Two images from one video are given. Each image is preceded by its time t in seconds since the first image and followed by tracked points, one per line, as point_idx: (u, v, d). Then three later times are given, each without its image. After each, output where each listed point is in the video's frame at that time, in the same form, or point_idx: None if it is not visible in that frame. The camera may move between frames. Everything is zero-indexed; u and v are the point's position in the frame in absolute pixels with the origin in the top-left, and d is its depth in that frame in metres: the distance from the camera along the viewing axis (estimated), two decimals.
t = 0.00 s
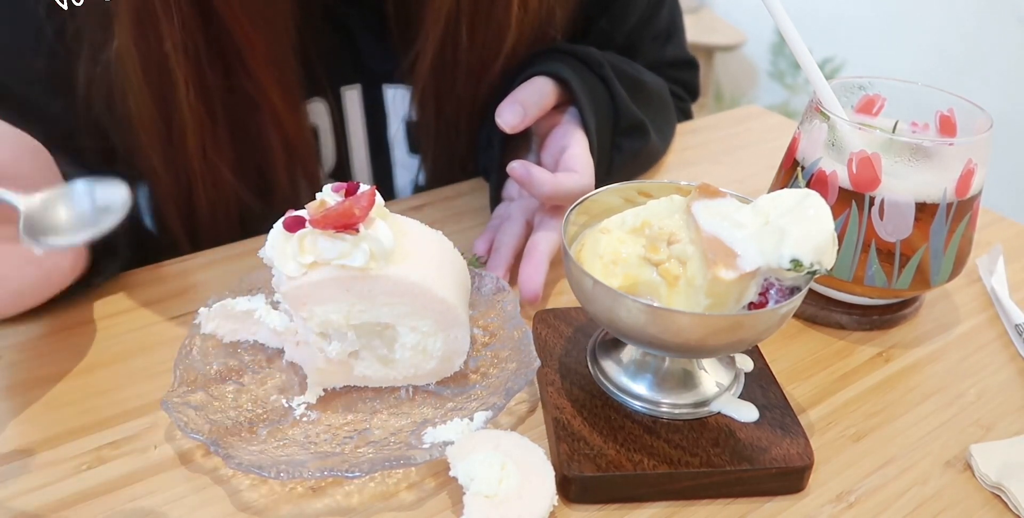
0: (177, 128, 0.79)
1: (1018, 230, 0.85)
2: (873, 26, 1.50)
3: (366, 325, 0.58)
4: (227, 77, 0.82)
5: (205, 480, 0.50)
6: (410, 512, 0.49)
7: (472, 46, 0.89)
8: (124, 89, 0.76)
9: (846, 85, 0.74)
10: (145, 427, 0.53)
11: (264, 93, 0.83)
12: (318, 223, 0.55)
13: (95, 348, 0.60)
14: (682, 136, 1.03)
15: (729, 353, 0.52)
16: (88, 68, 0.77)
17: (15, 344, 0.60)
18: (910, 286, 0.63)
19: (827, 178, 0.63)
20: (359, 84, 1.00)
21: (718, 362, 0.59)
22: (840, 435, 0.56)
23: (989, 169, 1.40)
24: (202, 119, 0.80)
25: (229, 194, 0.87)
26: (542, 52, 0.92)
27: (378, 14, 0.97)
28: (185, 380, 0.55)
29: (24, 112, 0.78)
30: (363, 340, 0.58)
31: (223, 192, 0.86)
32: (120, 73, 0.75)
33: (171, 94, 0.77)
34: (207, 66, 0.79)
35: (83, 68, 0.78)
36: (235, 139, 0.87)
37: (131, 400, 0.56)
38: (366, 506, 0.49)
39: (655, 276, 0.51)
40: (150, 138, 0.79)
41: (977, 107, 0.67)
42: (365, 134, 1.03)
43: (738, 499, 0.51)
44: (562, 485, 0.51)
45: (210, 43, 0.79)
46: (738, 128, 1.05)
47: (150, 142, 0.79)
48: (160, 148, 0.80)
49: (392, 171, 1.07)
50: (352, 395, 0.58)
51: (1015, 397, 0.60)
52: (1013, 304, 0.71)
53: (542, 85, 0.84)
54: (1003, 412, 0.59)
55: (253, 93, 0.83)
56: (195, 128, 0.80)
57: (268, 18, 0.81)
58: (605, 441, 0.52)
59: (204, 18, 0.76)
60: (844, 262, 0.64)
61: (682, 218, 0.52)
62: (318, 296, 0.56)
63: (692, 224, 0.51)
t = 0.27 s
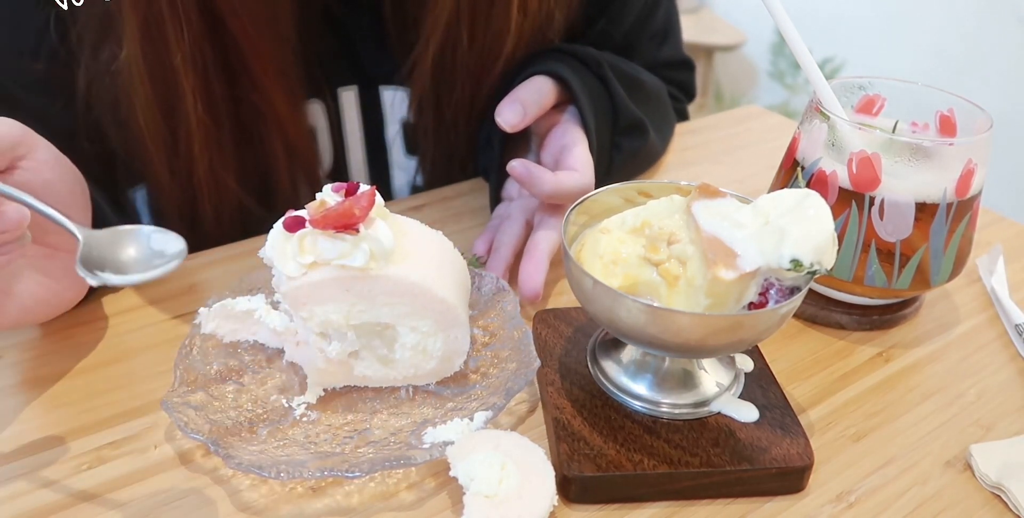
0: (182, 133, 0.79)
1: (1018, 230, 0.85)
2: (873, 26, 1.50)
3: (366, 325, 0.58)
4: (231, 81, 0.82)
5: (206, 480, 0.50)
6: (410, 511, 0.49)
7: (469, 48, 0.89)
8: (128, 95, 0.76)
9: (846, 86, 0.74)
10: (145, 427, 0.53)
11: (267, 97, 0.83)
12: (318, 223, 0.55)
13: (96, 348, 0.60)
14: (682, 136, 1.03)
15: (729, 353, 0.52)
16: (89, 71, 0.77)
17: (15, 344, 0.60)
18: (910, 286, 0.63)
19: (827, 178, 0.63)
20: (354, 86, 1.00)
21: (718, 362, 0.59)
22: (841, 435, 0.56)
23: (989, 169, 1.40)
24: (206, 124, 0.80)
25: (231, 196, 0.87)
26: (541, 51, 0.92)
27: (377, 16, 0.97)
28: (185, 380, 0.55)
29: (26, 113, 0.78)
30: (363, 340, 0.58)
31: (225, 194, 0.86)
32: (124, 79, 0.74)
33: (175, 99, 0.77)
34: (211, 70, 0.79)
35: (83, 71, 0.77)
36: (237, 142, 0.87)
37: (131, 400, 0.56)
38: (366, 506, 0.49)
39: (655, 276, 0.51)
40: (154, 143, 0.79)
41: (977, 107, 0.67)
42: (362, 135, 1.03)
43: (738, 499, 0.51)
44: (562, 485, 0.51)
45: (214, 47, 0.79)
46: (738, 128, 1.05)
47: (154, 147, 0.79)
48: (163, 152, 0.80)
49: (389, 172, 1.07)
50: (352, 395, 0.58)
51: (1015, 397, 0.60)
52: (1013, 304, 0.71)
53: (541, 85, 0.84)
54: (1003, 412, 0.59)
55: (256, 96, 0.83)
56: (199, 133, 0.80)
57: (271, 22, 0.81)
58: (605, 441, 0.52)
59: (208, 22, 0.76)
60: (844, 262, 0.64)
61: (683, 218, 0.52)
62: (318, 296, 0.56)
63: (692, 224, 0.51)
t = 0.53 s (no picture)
0: (186, 135, 0.79)
1: (1018, 230, 0.85)
2: (873, 25, 1.50)
3: (366, 325, 0.58)
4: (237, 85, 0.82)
5: (206, 480, 0.50)
6: (410, 511, 0.49)
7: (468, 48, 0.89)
8: (132, 96, 0.76)
9: (846, 86, 0.74)
10: (145, 427, 0.53)
11: (271, 98, 0.83)
12: (318, 223, 0.55)
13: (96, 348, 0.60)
14: (682, 136, 1.03)
15: (729, 353, 0.52)
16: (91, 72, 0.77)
17: (15, 345, 0.60)
18: (910, 286, 0.63)
19: (827, 178, 0.63)
20: (354, 85, 1.01)
21: (718, 362, 0.59)
22: (841, 435, 0.56)
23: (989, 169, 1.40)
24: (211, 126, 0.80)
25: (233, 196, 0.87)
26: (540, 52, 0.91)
27: (377, 16, 0.97)
28: (185, 380, 0.55)
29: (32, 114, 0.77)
30: (363, 340, 0.58)
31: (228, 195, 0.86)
32: (129, 81, 0.74)
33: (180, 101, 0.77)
34: (216, 72, 0.79)
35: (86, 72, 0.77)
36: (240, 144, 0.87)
37: (131, 400, 0.56)
38: (366, 506, 0.49)
39: (655, 276, 0.51)
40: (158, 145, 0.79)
41: (977, 106, 0.67)
42: (360, 134, 1.04)
43: (738, 499, 0.51)
44: (562, 485, 0.51)
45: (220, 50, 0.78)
46: (738, 128, 1.05)
47: (159, 152, 0.79)
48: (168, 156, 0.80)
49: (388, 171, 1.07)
50: (352, 395, 0.58)
51: (1015, 397, 0.60)
52: (1013, 304, 0.71)
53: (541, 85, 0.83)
54: (1003, 412, 0.59)
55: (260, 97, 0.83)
56: (204, 135, 0.79)
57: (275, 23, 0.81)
58: (605, 441, 0.52)
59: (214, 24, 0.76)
60: (844, 262, 0.64)
61: (683, 218, 0.52)
62: (318, 296, 0.56)
63: (692, 224, 0.51)
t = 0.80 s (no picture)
0: (189, 137, 0.79)
1: (1019, 230, 0.85)
2: (873, 25, 1.50)
3: (366, 325, 0.58)
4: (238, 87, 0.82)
5: (206, 480, 0.50)
6: (410, 511, 0.49)
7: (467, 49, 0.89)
8: (135, 99, 0.76)
9: (846, 86, 0.73)
10: (145, 427, 0.53)
11: (273, 100, 0.83)
12: (318, 223, 0.55)
13: (97, 347, 0.60)
14: (682, 136, 1.03)
15: (729, 354, 0.52)
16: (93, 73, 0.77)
17: (16, 345, 0.60)
18: (910, 286, 0.63)
19: (827, 178, 0.63)
20: (353, 85, 1.00)
21: (718, 362, 0.59)
22: (840, 435, 0.56)
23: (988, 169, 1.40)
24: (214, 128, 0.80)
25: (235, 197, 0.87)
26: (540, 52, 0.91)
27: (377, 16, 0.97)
28: (185, 380, 0.55)
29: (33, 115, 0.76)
30: (363, 340, 0.58)
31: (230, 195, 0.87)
32: (132, 84, 0.74)
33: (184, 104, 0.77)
34: (219, 75, 0.79)
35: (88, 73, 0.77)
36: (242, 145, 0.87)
37: (131, 399, 0.56)
38: (366, 506, 0.49)
39: (655, 276, 0.51)
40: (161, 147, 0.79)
41: (977, 107, 0.67)
42: (360, 134, 1.04)
43: (738, 499, 0.51)
44: (562, 485, 0.51)
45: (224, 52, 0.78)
46: (738, 128, 1.05)
47: (161, 154, 0.79)
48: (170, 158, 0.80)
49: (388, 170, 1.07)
50: (352, 395, 0.58)
51: (1015, 397, 0.60)
52: (1013, 304, 0.71)
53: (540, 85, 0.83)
54: (1003, 412, 0.59)
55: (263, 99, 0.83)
56: (207, 137, 0.80)
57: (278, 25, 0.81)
58: (605, 441, 0.52)
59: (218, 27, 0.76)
60: (844, 262, 0.64)
61: (683, 218, 0.52)
62: (319, 296, 0.56)
63: (692, 224, 0.51)
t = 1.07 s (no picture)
0: (189, 137, 0.80)
1: (1019, 230, 0.85)
2: (873, 25, 1.50)
3: (366, 325, 0.58)
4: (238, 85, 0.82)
5: (206, 480, 0.50)
6: (410, 511, 0.49)
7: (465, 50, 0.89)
8: (135, 98, 0.76)
9: (846, 86, 0.73)
10: (145, 427, 0.53)
11: (274, 100, 0.83)
12: (318, 223, 0.55)
13: (97, 347, 0.60)
14: (682, 136, 1.03)
15: (729, 354, 0.52)
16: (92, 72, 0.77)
17: (16, 345, 0.60)
18: (910, 286, 0.63)
19: (827, 178, 0.63)
20: (353, 84, 1.00)
21: (718, 362, 0.59)
22: (840, 435, 0.56)
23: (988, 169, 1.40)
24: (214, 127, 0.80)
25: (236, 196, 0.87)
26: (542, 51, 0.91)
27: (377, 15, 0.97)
28: (185, 380, 0.55)
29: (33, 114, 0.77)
30: (363, 340, 0.58)
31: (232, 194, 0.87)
32: (133, 83, 0.74)
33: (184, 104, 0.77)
34: (220, 74, 0.79)
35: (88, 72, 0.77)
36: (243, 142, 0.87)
37: (131, 399, 0.56)
38: (366, 506, 0.49)
39: (655, 276, 0.51)
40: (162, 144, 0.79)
41: (977, 107, 0.67)
42: (359, 133, 1.04)
43: (738, 499, 0.51)
44: (562, 485, 0.51)
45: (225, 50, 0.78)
46: (738, 128, 1.05)
47: (161, 152, 0.79)
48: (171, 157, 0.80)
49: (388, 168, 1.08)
50: (352, 395, 0.58)
51: (1015, 397, 0.60)
52: (1014, 304, 0.71)
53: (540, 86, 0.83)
54: (1003, 412, 0.59)
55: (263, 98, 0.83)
56: (207, 136, 0.80)
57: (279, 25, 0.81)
58: (605, 441, 0.52)
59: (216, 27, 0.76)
60: (844, 262, 0.64)
61: (683, 218, 0.52)
62: (319, 296, 0.56)
63: (692, 224, 0.51)
